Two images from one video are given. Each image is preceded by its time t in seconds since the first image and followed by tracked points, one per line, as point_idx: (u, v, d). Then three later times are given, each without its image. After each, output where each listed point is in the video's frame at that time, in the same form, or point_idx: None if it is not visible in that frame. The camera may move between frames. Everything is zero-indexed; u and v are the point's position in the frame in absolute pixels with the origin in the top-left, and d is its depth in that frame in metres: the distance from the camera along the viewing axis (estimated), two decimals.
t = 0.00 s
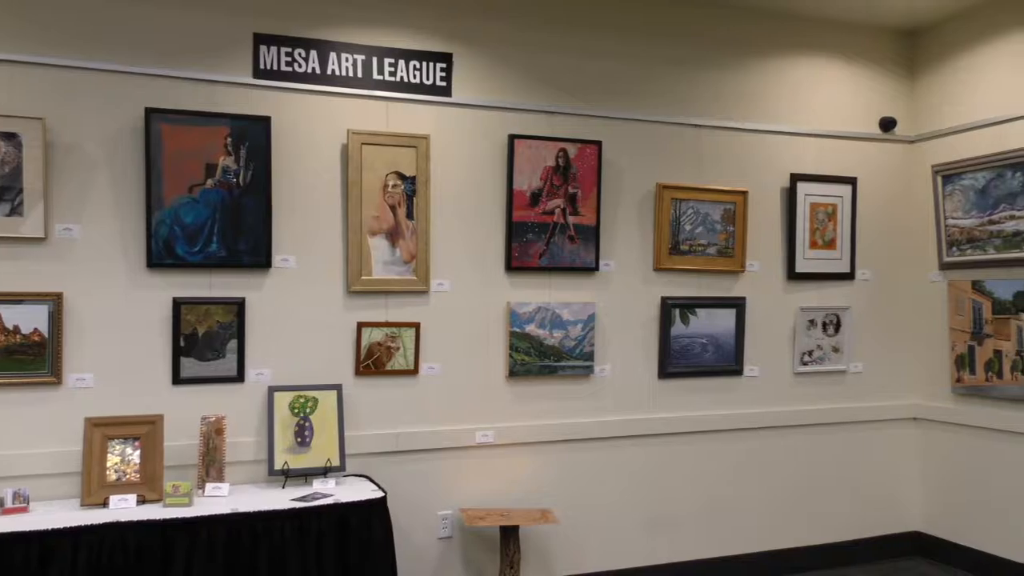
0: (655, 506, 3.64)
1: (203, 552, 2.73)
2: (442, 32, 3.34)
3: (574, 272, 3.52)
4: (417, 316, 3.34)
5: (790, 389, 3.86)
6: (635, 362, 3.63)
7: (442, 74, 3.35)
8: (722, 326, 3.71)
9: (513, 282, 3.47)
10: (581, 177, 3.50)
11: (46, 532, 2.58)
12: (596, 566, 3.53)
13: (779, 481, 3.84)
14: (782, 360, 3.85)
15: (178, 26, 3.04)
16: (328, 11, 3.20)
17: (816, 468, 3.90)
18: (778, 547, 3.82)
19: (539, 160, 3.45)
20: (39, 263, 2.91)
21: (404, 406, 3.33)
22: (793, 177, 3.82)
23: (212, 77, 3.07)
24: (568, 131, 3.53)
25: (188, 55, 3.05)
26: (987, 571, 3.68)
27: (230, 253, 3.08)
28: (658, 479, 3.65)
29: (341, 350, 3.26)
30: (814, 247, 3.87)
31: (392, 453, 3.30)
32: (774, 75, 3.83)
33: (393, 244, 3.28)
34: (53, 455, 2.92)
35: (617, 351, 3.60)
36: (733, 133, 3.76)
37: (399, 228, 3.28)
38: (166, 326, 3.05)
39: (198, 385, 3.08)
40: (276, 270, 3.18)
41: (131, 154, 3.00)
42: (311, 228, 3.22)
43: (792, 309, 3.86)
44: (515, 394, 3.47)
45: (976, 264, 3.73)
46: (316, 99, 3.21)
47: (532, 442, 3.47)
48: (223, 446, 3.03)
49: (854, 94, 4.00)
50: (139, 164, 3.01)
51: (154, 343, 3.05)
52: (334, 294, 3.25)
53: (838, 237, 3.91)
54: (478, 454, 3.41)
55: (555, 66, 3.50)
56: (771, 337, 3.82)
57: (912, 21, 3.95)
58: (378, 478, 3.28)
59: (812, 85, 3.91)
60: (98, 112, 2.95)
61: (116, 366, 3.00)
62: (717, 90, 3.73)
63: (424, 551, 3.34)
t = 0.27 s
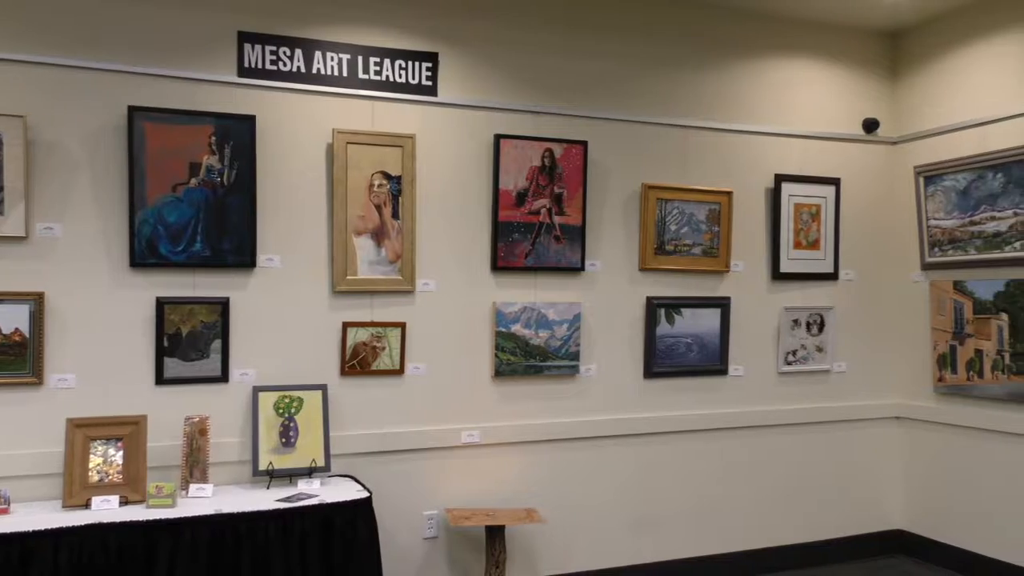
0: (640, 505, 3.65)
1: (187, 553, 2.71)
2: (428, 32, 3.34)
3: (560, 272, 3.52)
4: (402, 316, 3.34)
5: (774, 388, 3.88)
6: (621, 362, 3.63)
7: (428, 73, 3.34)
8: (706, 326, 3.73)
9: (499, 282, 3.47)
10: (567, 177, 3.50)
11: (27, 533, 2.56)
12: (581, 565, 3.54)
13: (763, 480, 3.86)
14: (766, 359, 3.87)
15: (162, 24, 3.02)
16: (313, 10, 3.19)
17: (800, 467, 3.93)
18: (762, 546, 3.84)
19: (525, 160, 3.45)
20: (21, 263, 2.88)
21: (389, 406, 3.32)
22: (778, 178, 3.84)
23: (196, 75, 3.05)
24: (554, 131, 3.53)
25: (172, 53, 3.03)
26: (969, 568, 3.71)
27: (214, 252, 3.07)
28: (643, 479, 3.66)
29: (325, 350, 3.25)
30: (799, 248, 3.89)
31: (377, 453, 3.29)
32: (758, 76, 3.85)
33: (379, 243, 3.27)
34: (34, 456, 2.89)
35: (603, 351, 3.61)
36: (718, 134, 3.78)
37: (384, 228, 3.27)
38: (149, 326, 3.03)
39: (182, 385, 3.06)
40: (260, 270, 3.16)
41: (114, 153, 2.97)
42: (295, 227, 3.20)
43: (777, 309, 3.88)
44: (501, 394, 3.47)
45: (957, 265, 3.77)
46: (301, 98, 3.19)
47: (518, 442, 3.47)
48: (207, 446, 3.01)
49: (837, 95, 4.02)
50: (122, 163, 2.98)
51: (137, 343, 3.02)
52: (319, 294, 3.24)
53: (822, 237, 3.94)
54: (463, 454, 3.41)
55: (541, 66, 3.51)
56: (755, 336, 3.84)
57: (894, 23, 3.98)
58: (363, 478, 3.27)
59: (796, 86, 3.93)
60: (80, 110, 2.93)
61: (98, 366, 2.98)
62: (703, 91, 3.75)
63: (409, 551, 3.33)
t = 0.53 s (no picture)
0: (627, 505, 3.65)
1: (172, 554, 2.69)
2: (414, 31, 3.33)
3: (547, 271, 3.53)
4: (389, 316, 3.33)
5: (760, 388, 3.90)
6: (608, 362, 3.64)
7: (415, 73, 3.34)
8: (693, 326, 3.74)
9: (486, 282, 3.47)
10: (554, 177, 3.50)
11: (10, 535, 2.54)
12: (568, 565, 3.54)
13: (750, 479, 3.87)
14: (752, 359, 3.88)
15: (146, 22, 3.00)
16: (299, 9, 3.18)
17: (786, 467, 3.95)
18: (749, 545, 3.86)
19: (512, 160, 3.45)
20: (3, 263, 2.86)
21: (376, 406, 3.32)
22: (763, 179, 3.85)
23: (181, 74, 3.04)
24: (540, 131, 3.53)
25: (156, 52, 3.02)
26: (952, 566, 3.74)
27: (199, 252, 3.05)
28: (630, 478, 3.66)
29: (311, 350, 3.24)
30: (784, 248, 3.91)
31: (363, 453, 3.28)
32: (744, 77, 3.87)
33: (366, 243, 3.26)
34: (17, 457, 2.86)
35: (590, 350, 3.61)
36: (705, 134, 3.79)
37: (371, 228, 3.26)
38: (134, 326, 3.01)
39: (167, 385, 3.04)
40: (246, 269, 3.15)
41: (98, 152, 2.95)
42: (281, 226, 3.19)
43: (762, 309, 3.90)
44: (488, 394, 3.47)
45: (941, 265, 3.80)
46: (286, 97, 3.18)
47: (505, 442, 3.47)
48: (191, 447, 3.00)
49: (823, 97, 4.05)
50: (106, 162, 2.96)
51: (121, 343, 3.00)
52: (305, 294, 3.23)
53: (807, 237, 3.96)
54: (450, 454, 3.40)
55: (528, 66, 3.51)
56: (741, 336, 3.86)
57: (879, 25, 4.01)
58: (350, 478, 3.26)
59: (782, 87, 3.95)
60: (63, 108, 2.91)
61: (82, 367, 2.96)
62: (689, 92, 3.76)
63: (396, 551, 3.32)
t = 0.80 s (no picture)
0: (614, 504, 3.66)
1: (157, 555, 2.68)
2: (402, 30, 3.33)
3: (534, 271, 3.53)
4: (376, 316, 3.32)
5: (747, 387, 3.92)
6: (595, 361, 3.65)
7: (402, 72, 3.33)
8: (680, 326, 3.75)
9: (473, 282, 3.46)
10: (542, 178, 3.51)
11: None
12: (555, 565, 3.54)
13: (736, 479, 3.89)
14: (739, 358, 3.90)
15: (131, 20, 2.98)
16: (285, 7, 3.17)
17: (773, 466, 3.97)
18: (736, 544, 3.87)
19: (499, 160, 3.45)
20: None
21: (363, 406, 3.31)
22: (750, 179, 3.87)
23: (166, 72, 3.02)
24: (528, 131, 3.53)
25: (142, 50, 3.00)
26: (937, 564, 3.77)
27: (185, 251, 3.03)
28: (617, 478, 3.67)
29: (298, 350, 3.23)
30: (771, 248, 3.93)
31: (350, 454, 3.27)
32: (731, 78, 3.89)
33: (353, 243, 3.25)
34: (0, 458, 2.84)
35: (577, 350, 3.62)
36: (693, 135, 3.80)
37: (358, 227, 3.25)
38: (119, 325, 2.99)
39: (152, 385, 3.02)
40: (232, 269, 3.13)
41: (82, 150, 2.93)
42: (267, 226, 3.18)
43: (749, 309, 3.92)
44: (475, 394, 3.47)
45: (925, 265, 3.82)
46: (273, 96, 3.17)
47: (492, 442, 3.47)
48: (177, 448, 3.00)
49: (809, 98, 4.07)
50: (91, 161, 2.94)
51: (106, 343, 2.98)
52: (292, 294, 3.22)
53: (793, 238, 3.98)
54: (437, 454, 3.40)
55: (516, 66, 3.51)
56: (728, 336, 3.88)
57: (865, 27, 4.03)
58: (336, 479, 3.25)
59: (769, 88, 3.97)
60: (47, 106, 2.88)
61: (66, 367, 2.93)
62: (676, 92, 3.77)
63: (383, 552, 3.31)
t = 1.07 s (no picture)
0: (600, 504, 3.67)
1: (139, 556, 2.66)
2: (388, 29, 3.32)
3: (520, 271, 3.53)
4: (361, 316, 3.31)
5: (732, 387, 3.94)
6: (581, 361, 3.65)
7: (388, 71, 3.32)
8: (665, 325, 3.76)
9: (459, 282, 3.46)
10: (528, 177, 3.51)
11: None
12: (541, 565, 3.55)
13: (721, 478, 3.91)
14: (724, 358, 3.92)
15: (114, 18, 2.96)
16: (270, 6, 3.15)
17: (757, 465, 3.99)
18: (721, 543, 3.89)
19: (485, 160, 3.45)
20: None
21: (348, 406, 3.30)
22: (735, 180, 3.89)
23: (149, 70, 3.00)
24: (514, 131, 3.53)
25: (124, 47, 2.97)
26: (919, 562, 3.80)
27: (169, 251, 3.01)
28: (603, 477, 3.68)
29: (282, 350, 3.21)
30: (755, 248, 3.95)
31: (335, 454, 3.26)
32: (717, 79, 3.91)
33: (338, 242, 3.24)
34: None
35: (563, 350, 3.62)
36: (678, 135, 3.82)
37: (343, 227, 3.24)
38: (101, 325, 2.96)
39: (135, 385, 3.00)
40: (216, 268, 3.11)
41: (64, 148, 2.90)
42: (251, 225, 3.16)
43: (734, 309, 3.93)
44: (461, 393, 3.46)
45: (908, 265, 3.85)
46: (257, 95, 3.15)
47: (478, 441, 3.47)
48: (160, 448, 2.95)
49: (793, 99, 4.09)
50: (72, 159, 2.91)
51: (88, 343, 2.95)
52: (277, 294, 3.20)
53: (778, 238, 4.00)
54: (422, 454, 3.39)
55: (502, 66, 3.51)
56: (713, 336, 3.89)
57: (849, 28, 4.06)
58: (321, 479, 3.24)
59: (753, 89, 3.99)
60: (29, 104, 2.85)
61: (48, 368, 2.91)
62: (662, 93, 3.79)
63: (368, 552, 3.30)
